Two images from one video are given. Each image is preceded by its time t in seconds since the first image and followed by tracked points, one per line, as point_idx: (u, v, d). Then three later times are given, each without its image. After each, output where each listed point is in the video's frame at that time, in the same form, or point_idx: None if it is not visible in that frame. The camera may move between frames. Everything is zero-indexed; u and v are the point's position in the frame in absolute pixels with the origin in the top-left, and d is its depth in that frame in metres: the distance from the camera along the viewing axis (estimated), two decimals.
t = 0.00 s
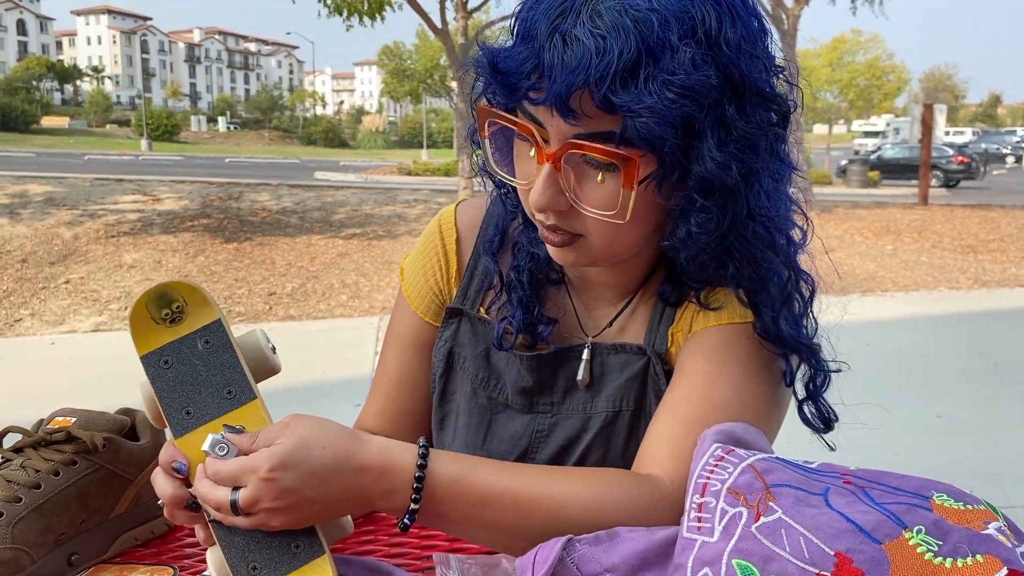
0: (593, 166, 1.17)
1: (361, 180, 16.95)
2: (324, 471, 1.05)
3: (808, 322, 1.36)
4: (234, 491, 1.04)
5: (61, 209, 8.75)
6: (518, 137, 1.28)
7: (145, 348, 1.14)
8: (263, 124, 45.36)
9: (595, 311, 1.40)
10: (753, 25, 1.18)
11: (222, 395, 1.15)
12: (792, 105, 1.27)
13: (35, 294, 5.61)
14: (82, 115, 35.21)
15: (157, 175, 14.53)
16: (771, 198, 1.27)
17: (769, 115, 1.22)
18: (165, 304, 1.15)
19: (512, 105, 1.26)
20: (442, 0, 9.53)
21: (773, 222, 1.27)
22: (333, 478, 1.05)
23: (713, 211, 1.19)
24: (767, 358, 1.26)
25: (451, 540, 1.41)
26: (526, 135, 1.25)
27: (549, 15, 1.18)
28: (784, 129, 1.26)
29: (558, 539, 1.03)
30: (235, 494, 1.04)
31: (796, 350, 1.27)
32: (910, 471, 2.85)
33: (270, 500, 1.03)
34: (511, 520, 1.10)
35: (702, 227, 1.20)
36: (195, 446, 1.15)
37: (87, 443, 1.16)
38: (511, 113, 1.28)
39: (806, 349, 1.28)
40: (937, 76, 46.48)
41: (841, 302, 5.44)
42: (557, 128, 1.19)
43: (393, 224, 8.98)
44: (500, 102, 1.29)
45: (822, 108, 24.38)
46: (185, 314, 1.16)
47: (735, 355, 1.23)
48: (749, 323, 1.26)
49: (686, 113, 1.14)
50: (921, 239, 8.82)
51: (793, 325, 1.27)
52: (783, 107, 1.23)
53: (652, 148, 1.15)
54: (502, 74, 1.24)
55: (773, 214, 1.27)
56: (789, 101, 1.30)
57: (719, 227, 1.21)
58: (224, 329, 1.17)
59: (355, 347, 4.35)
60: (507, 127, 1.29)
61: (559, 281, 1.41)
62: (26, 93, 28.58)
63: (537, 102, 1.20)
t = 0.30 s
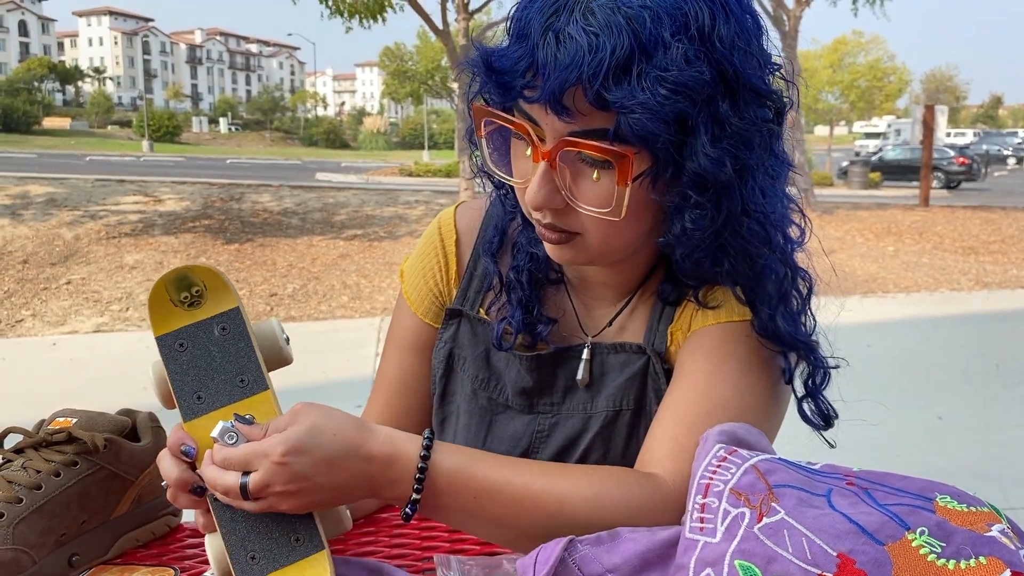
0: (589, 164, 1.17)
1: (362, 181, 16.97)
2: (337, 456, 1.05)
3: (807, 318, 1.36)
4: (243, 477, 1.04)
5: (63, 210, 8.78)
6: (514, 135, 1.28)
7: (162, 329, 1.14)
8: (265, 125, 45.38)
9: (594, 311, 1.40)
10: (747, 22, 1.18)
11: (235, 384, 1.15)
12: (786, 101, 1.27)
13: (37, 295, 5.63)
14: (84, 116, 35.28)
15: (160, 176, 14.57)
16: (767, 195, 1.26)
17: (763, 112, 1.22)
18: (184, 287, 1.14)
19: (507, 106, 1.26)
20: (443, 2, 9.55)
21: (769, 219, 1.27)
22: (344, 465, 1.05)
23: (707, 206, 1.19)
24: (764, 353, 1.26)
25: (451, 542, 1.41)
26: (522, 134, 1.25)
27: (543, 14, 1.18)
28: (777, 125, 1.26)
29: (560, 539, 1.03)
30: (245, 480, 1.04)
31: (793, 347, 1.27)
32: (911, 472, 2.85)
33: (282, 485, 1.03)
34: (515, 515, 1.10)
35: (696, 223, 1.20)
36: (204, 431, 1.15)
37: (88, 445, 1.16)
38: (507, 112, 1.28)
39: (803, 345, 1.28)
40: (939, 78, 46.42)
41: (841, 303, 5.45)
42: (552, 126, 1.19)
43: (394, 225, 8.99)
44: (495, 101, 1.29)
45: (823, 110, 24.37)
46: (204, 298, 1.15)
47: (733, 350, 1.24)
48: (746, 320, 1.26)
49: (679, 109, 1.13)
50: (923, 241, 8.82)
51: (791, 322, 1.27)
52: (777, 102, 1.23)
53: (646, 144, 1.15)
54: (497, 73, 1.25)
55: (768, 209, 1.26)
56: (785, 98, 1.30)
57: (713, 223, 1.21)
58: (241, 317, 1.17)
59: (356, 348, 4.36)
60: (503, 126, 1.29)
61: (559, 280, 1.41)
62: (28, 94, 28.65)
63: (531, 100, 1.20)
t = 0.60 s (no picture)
0: (568, 145, 1.23)
1: (363, 182, 16.93)
2: (362, 386, 1.04)
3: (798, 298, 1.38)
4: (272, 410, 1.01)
5: (64, 211, 8.79)
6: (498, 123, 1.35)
7: (141, 380, 1.09)
8: (265, 126, 45.35)
9: (584, 302, 1.43)
10: (718, 2, 1.23)
11: (234, 391, 1.13)
12: (760, 79, 1.31)
13: (38, 296, 5.62)
14: (85, 116, 35.27)
15: (161, 178, 14.57)
16: (746, 169, 1.30)
17: (738, 86, 1.26)
18: (144, 350, 1.15)
19: (491, 95, 1.32)
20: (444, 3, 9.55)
21: (749, 193, 1.30)
22: (368, 396, 1.04)
23: (684, 178, 1.23)
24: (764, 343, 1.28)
25: (450, 533, 1.33)
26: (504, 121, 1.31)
27: (518, 2, 1.26)
28: (753, 103, 1.30)
29: (564, 540, 1.04)
30: (273, 409, 1.01)
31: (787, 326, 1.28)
32: (912, 474, 2.85)
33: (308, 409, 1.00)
34: (558, 483, 1.12)
35: (673, 195, 1.24)
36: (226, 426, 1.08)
37: (90, 444, 1.13)
38: (490, 100, 1.34)
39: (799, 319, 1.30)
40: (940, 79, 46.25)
41: (841, 304, 5.46)
42: (530, 109, 1.26)
43: (394, 226, 8.97)
44: (479, 89, 1.36)
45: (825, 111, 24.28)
46: (168, 356, 1.16)
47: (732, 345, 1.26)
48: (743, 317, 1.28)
49: (651, 82, 1.19)
50: (924, 242, 8.81)
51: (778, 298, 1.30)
52: (751, 78, 1.27)
53: (621, 119, 1.21)
54: (478, 62, 1.32)
55: (747, 183, 1.29)
56: (762, 78, 1.34)
57: (691, 196, 1.25)
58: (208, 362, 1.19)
59: (358, 349, 4.35)
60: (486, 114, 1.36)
61: (548, 272, 1.45)
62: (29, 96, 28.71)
63: (510, 84, 1.27)
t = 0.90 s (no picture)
0: (532, 129, 1.24)
1: (364, 183, 16.92)
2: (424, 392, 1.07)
3: (766, 248, 1.39)
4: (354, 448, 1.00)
5: (66, 212, 8.78)
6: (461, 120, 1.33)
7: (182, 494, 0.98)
8: (266, 127, 45.34)
9: (562, 275, 1.43)
10: None
11: (273, 479, 1.07)
12: (696, 45, 1.33)
13: (39, 298, 5.62)
14: (87, 118, 35.30)
15: (162, 178, 14.57)
16: (689, 133, 1.32)
17: (676, 56, 1.27)
18: (158, 471, 1.03)
19: (451, 91, 1.31)
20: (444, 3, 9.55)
21: (695, 153, 1.32)
22: (435, 395, 1.06)
23: (637, 146, 1.25)
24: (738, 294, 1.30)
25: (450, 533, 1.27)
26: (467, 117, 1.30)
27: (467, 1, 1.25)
28: (693, 70, 1.32)
29: (555, 549, 1.04)
30: (358, 445, 1.00)
31: (747, 272, 1.30)
32: (913, 476, 2.84)
33: (391, 425, 1.02)
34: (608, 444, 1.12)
35: (629, 162, 1.26)
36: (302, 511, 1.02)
37: (91, 446, 1.12)
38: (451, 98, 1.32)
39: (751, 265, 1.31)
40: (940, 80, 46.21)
41: (842, 304, 5.45)
42: (493, 100, 1.25)
43: (395, 227, 8.97)
44: (438, 88, 1.33)
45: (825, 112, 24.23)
46: (184, 473, 1.05)
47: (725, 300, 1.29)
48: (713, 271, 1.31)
49: (599, 61, 1.21)
50: (925, 243, 8.80)
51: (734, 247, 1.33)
52: (688, 46, 1.29)
53: (577, 98, 1.22)
54: (435, 63, 1.30)
55: (692, 145, 1.32)
56: (699, 47, 1.36)
57: (644, 162, 1.27)
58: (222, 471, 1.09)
59: (358, 351, 4.34)
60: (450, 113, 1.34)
61: (522, 251, 1.46)
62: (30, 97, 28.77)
63: (469, 81, 1.26)
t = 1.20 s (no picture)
0: (521, 132, 1.25)
1: (364, 183, 16.92)
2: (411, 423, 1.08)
3: (732, 243, 1.40)
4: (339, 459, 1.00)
5: (67, 212, 8.80)
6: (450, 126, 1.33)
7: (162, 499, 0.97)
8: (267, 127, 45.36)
9: (547, 269, 1.43)
10: None
11: (257, 487, 1.05)
12: (668, 43, 1.33)
13: (40, 298, 5.62)
14: (88, 118, 35.34)
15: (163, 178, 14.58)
16: (666, 130, 1.33)
17: (650, 56, 1.29)
18: (142, 483, 1.02)
19: (439, 99, 1.30)
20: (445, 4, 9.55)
21: (671, 149, 1.33)
22: (419, 426, 1.07)
23: (620, 144, 1.27)
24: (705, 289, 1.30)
25: (452, 533, 1.26)
26: (457, 124, 1.30)
27: (452, 14, 1.25)
28: (667, 69, 1.34)
29: (556, 547, 1.03)
30: (342, 456, 1.00)
31: (708, 264, 1.32)
32: (913, 476, 2.84)
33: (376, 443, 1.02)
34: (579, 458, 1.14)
35: (613, 159, 1.27)
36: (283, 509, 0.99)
37: (92, 446, 1.12)
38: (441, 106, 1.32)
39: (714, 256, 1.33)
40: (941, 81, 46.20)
41: (842, 304, 5.45)
42: (483, 106, 1.25)
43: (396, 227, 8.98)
44: (428, 97, 1.33)
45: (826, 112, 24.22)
46: (167, 485, 1.04)
47: (694, 300, 1.29)
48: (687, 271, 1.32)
49: (583, 65, 1.22)
50: (926, 243, 8.80)
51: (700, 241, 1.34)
52: (660, 45, 1.30)
53: (565, 101, 1.23)
54: (425, 74, 1.29)
55: (668, 142, 1.33)
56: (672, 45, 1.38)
57: (627, 158, 1.28)
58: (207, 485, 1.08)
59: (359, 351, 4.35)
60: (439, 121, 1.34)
61: (509, 249, 1.45)
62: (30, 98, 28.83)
63: (459, 90, 1.25)
